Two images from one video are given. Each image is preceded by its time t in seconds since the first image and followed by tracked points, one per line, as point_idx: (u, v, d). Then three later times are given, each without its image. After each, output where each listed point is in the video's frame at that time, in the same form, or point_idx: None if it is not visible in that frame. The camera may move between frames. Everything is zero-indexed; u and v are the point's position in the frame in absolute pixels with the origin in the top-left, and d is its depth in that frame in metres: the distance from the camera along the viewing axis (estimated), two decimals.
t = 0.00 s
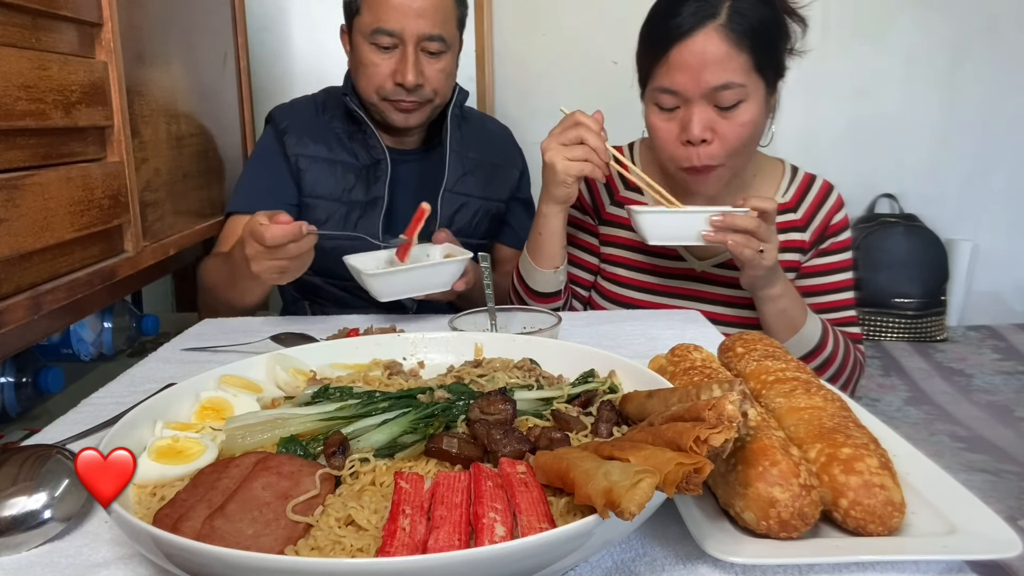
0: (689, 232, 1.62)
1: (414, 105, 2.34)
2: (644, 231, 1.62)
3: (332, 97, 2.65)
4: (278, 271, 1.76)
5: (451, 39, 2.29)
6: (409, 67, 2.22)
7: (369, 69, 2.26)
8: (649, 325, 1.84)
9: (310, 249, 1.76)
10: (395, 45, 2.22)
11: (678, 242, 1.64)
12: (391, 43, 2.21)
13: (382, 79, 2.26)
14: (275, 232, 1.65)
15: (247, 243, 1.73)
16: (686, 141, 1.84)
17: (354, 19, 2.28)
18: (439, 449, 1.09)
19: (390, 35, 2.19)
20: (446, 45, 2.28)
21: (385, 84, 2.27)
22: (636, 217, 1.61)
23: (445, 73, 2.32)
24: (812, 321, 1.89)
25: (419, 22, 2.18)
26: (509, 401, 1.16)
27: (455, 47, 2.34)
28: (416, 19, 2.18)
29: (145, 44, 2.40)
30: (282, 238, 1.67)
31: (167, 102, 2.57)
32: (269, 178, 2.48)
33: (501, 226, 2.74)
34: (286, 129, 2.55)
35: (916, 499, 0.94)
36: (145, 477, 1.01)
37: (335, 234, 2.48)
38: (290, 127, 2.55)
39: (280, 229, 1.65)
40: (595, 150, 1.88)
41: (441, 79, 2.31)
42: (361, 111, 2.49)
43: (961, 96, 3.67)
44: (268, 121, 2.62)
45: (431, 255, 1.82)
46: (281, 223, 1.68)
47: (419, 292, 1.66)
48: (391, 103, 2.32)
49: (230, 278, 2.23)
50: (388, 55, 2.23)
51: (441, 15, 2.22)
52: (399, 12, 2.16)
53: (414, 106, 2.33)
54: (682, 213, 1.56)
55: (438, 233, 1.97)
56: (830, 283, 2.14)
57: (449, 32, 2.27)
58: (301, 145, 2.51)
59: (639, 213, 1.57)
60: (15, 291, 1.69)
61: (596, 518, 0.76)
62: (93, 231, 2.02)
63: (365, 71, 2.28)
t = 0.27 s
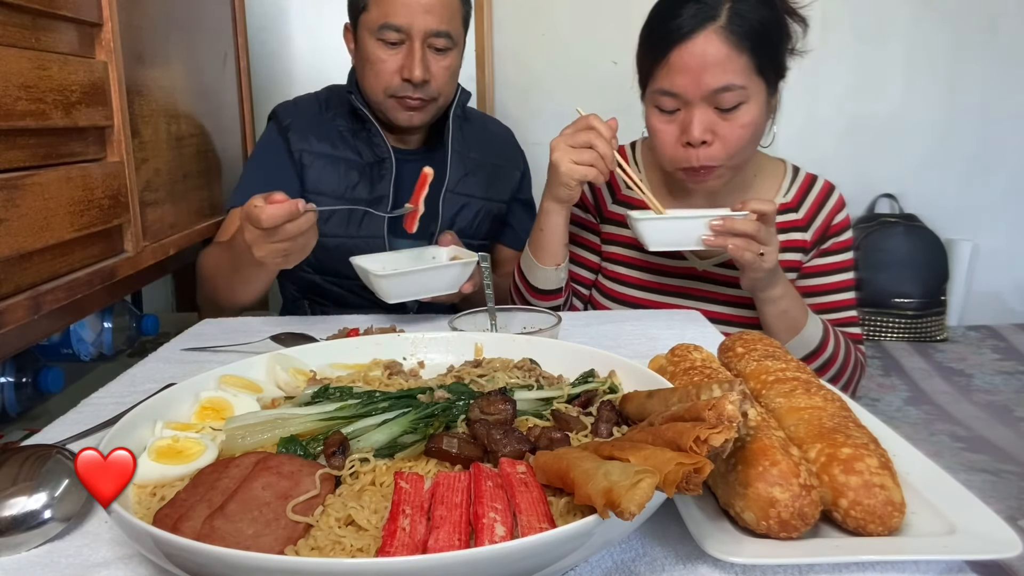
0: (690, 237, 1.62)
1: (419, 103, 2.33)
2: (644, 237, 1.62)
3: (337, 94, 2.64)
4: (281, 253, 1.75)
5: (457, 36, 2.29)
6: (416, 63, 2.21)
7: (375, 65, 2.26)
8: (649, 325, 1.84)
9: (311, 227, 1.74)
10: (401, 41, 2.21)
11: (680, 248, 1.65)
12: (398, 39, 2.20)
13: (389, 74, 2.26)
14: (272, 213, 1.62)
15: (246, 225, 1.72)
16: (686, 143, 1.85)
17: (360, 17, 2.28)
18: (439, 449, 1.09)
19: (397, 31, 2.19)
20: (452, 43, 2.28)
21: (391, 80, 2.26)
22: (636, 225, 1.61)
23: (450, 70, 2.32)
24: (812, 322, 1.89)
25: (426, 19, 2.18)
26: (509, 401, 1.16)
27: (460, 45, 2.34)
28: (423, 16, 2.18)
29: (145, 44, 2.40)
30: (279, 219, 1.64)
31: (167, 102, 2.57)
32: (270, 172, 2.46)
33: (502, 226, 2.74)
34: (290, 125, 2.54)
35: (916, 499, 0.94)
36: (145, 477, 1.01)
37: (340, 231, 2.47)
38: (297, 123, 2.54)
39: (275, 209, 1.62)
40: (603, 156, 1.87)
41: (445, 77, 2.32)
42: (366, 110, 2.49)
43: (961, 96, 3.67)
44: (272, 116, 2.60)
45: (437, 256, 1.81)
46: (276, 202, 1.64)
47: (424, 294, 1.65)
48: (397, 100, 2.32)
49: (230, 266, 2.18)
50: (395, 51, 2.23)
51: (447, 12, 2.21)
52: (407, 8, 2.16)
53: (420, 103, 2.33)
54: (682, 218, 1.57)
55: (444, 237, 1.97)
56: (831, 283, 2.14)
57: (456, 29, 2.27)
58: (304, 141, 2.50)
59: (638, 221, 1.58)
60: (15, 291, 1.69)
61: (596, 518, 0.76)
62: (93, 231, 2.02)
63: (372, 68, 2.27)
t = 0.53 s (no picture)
0: (681, 263, 1.61)
1: (427, 102, 2.33)
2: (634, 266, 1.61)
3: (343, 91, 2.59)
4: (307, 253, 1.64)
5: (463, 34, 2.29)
6: (424, 60, 2.21)
7: (383, 63, 2.24)
8: (649, 325, 1.84)
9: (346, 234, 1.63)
10: (409, 38, 2.21)
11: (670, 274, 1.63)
12: (406, 36, 2.20)
13: (397, 73, 2.24)
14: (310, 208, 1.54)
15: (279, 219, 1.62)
16: (688, 140, 1.85)
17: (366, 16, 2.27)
18: (439, 449, 1.09)
19: (406, 28, 2.18)
20: (460, 41, 2.28)
21: (399, 78, 2.25)
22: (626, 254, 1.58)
23: (457, 69, 2.32)
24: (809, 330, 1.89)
25: (434, 16, 2.18)
26: (509, 401, 1.16)
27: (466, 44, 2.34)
28: (430, 13, 2.18)
29: (145, 44, 2.40)
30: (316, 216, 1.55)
31: (167, 103, 2.57)
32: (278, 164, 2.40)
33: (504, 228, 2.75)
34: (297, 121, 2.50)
35: (916, 499, 0.94)
36: (145, 477, 1.01)
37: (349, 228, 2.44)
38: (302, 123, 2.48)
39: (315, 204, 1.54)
40: (607, 156, 1.87)
41: (452, 76, 2.32)
42: (374, 110, 2.44)
43: (961, 96, 3.67)
44: (277, 113, 2.55)
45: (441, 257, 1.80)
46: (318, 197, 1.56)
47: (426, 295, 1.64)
48: (405, 99, 2.31)
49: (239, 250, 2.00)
50: (403, 49, 2.22)
51: (454, 10, 2.21)
52: (416, 5, 2.16)
53: (428, 102, 2.33)
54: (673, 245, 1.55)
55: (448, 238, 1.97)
56: (830, 282, 2.14)
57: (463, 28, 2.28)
58: (312, 137, 2.46)
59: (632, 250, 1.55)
60: (15, 291, 1.69)
61: (596, 518, 0.76)
62: (93, 231, 2.02)
63: (379, 66, 2.26)
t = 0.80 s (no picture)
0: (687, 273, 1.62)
1: (432, 103, 2.33)
2: (639, 278, 1.59)
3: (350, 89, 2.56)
4: (377, 239, 1.49)
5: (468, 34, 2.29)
6: (429, 61, 2.21)
7: (387, 64, 2.24)
8: (649, 325, 1.84)
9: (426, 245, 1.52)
10: (414, 39, 2.20)
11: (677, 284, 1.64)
12: (410, 37, 2.20)
13: (402, 74, 2.24)
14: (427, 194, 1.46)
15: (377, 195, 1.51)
16: (692, 132, 1.85)
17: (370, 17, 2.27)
18: (439, 449, 1.09)
19: (410, 29, 2.18)
20: (463, 41, 2.28)
21: (404, 79, 2.25)
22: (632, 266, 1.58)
23: (461, 69, 2.32)
24: (807, 335, 1.88)
25: (438, 16, 2.18)
26: (509, 401, 1.16)
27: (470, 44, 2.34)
28: (434, 13, 2.18)
29: (145, 44, 2.40)
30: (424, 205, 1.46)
31: (167, 102, 2.57)
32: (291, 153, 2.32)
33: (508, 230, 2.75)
34: (306, 116, 2.44)
35: (916, 499, 0.94)
36: (145, 477, 1.01)
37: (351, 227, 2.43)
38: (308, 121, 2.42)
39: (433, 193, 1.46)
40: (626, 172, 1.85)
41: (456, 76, 2.31)
42: (379, 112, 2.42)
43: (962, 95, 3.67)
44: (285, 106, 2.48)
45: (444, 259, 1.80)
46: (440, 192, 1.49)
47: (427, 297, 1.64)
48: (410, 100, 2.30)
49: (262, 237, 1.85)
50: (407, 49, 2.22)
51: (458, 10, 2.22)
52: (419, 4, 2.16)
53: (432, 103, 2.33)
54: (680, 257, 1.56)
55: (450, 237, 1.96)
56: (829, 280, 2.14)
57: (466, 28, 2.28)
58: (324, 134, 2.42)
59: (637, 263, 1.56)
60: (15, 291, 1.69)
61: (597, 518, 0.76)
62: (93, 231, 2.02)
63: (384, 67, 2.25)
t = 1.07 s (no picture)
0: (714, 283, 1.61)
1: (434, 104, 2.33)
2: (663, 291, 1.57)
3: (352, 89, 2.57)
4: (422, 226, 1.48)
5: (469, 36, 2.29)
6: (431, 63, 2.21)
7: (389, 65, 2.24)
8: (649, 325, 1.84)
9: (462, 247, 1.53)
10: (416, 40, 2.20)
11: (703, 295, 1.63)
12: (412, 38, 2.19)
13: (403, 75, 2.24)
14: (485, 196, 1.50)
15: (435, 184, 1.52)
16: (695, 126, 1.85)
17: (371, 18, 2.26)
18: (439, 449, 1.09)
19: (412, 30, 2.18)
20: (465, 42, 2.28)
21: (406, 81, 2.25)
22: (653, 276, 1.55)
23: (463, 69, 2.32)
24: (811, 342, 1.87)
25: (439, 16, 2.18)
26: (509, 401, 1.16)
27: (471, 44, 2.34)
28: (437, 14, 2.18)
29: (145, 44, 2.40)
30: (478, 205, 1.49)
31: (167, 102, 2.57)
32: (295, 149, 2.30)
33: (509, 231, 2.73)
34: (308, 115, 2.44)
35: (916, 499, 0.94)
36: (145, 477, 1.01)
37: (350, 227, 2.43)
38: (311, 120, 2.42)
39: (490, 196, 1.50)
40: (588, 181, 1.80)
41: (457, 78, 2.31)
42: (380, 114, 2.42)
43: (962, 94, 3.67)
44: (287, 104, 2.47)
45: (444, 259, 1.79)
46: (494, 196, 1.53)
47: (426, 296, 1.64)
48: (412, 101, 2.30)
49: (289, 221, 1.82)
50: (411, 51, 2.22)
51: (459, 10, 2.22)
52: (419, 4, 2.16)
53: (434, 104, 2.33)
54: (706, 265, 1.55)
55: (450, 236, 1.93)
56: (829, 280, 2.14)
57: (468, 28, 2.28)
58: (327, 134, 2.42)
59: (661, 272, 1.52)
60: (15, 291, 1.69)
61: (596, 518, 0.76)
62: (93, 231, 2.02)
63: (385, 68, 2.25)
